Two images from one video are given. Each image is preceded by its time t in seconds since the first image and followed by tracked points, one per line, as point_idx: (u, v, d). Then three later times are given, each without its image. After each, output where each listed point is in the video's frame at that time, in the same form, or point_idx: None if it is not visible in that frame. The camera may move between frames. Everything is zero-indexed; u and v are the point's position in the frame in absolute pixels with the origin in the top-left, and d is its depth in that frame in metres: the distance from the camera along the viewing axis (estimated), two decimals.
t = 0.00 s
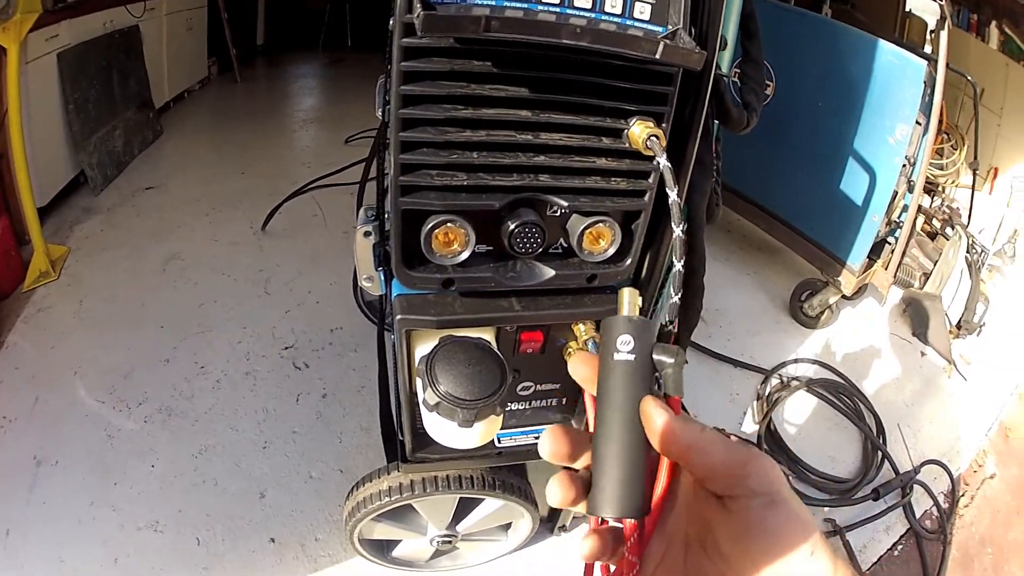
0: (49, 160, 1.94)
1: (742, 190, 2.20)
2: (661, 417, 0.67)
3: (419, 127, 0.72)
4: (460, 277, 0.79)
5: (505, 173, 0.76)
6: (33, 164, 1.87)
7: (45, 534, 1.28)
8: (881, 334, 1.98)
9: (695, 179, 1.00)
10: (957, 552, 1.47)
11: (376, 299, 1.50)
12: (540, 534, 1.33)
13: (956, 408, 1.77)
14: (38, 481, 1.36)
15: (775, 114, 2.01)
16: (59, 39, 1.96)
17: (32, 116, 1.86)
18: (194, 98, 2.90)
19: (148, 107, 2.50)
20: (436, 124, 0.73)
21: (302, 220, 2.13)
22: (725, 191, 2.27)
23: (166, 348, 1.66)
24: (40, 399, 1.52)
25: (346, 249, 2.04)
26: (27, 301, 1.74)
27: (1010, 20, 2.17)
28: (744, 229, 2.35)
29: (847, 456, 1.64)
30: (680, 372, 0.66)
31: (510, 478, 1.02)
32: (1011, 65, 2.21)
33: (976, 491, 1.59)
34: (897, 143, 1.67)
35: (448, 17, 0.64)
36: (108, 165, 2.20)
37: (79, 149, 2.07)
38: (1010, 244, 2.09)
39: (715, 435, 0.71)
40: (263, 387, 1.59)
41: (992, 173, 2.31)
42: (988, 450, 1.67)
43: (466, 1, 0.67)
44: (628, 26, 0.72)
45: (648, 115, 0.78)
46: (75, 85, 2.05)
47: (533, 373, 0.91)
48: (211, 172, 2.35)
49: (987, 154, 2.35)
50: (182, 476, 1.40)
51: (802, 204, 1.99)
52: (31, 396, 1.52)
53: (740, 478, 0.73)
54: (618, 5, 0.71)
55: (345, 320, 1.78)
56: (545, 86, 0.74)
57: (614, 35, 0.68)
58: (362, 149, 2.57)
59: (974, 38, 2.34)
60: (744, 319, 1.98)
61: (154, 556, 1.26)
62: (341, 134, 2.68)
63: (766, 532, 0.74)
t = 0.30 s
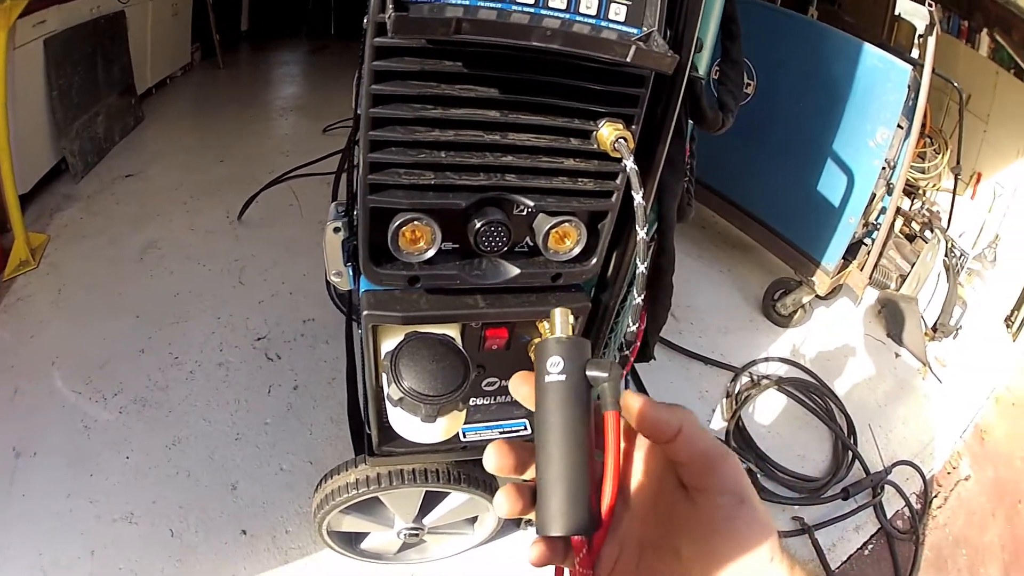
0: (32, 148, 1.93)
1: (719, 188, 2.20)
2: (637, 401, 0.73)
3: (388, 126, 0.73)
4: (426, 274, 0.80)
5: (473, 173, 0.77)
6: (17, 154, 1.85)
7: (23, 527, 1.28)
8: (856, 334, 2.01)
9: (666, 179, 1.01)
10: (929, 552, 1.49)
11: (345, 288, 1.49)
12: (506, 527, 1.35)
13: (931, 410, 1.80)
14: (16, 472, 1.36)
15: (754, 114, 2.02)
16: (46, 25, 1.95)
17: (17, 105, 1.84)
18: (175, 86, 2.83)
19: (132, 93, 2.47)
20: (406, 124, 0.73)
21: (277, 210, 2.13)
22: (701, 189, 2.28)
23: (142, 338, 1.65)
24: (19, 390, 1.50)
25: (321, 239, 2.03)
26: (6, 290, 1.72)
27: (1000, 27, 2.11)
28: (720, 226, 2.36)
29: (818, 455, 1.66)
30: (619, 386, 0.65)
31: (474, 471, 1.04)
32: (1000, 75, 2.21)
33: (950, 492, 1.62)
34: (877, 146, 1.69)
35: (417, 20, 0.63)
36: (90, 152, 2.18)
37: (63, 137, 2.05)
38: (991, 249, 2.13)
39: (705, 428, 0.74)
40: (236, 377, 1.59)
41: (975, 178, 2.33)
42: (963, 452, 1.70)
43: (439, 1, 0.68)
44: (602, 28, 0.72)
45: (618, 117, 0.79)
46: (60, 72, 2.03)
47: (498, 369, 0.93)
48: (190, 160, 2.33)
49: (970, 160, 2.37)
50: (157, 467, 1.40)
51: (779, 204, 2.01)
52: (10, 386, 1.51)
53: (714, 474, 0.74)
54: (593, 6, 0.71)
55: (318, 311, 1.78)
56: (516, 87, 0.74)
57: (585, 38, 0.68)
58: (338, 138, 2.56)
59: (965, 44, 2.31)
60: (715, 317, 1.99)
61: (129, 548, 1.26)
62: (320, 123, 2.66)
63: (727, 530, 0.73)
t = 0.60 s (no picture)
0: (28, 156, 1.94)
1: (710, 191, 2.22)
2: (642, 398, 0.74)
3: (379, 133, 0.74)
4: (418, 278, 0.81)
5: (463, 178, 0.78)
6: (13, 161, 1.86)
7: (22, 532, 1.28)
8: (852, 336, 2.02)
9: (656, 182, 1.02)
10: (929, 550, 1.50)
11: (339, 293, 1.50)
12: (503, 530, 1.36)
13: (927, 409, 1.81)
14: (14, 478, 1.36)
15: (746, 118, 2.03)
16: (42, 32, 1.96)
17: (13, 111, 1.85)
18: (170, 92, 2.86)
19: (127, 100, 2.48)
20: (397, 130, 0.75)
21: (272, 216, 2.14)
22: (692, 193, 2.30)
23: (139, 344, 1.66)
24: (17, 396, 1.51)
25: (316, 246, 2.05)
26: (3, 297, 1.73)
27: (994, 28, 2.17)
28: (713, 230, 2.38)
29: (814, 455, 1.67)
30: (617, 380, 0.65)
31: (471, 474, 1.05)
32: (994, 75, 2.21)
33: (947, 491, 1.63)
34: (869, 148, 1.71)
35: (406, 29, 0.65)
36: (85, 160, 2.19)
37: (59, 143, 2.06)
38: (987, 249, 2.12)
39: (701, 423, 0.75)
40: (232, 383, 1.60)
41: (970, 178, 2.31)
42: (960, 451, 1.72)
43: (429, 10, 0.70)
44: (589, 34, 0.74)
45: (605, 122, 0.80)
46: (56, 79, 2.04)
47: (493, 371, 0.94)
48: (186, 167, 2.34)
49: (964, 159, 2.35)
50: (154, 472, 1.41)
51: (770, 206, 2.03)
52: (8, 392, 1.51)
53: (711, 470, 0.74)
54: (580, 13, 0.73)
55: (313, 317, 1.80)
56: (504, 94, 0.75)
57: (572, 45, 0.69)
58: (333, 145, 2.57)
59: (957, 46, 2.35)
60: (708, 319, 2.01)
61: (128, 552, 1.27)
62: (314, 130, 2.68)
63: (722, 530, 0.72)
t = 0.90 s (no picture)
0: (26, 158, 1.94)
1: (708, 186, 2.22)
2: (636, 399, 0.70)
3: (375, 129, 0.74)
4: (415, 273, 0.82)
5: (459, 173, 0.78)
6: (10, 163, 1.86)
7: (22, 533, 1.28)
8: (850, 331, 2.02)
9: (651, 176, 1.02)
10: (929, 544, 1.50)
11: (338, 291, 1.50)
12: (503, 527, 1.37)
13: (924, 403, 1.81)
14: (15, 480, 1.37)
15: (742, 112, 2.04)
16: (39, 35, 1.96)
17: (11, 113, 1.85)
18: (167, 94, 2.86)
19: (124, 102, 2.48)
20: (392, 126, 0.75)
21: (270, 216, 2.14)
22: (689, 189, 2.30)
23: (138, 345, 1.66)
24: (16, 398, 1.51)
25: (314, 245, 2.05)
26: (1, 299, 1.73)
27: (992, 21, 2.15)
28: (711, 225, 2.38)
29: (813, 450, 1.67)
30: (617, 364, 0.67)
31: (470, 470, 1.05)
32: (990, 69, 2.22)
33: (947, 485, 1.63)
34: (866, 142, 1.71)
35: (399, 26, 0.65)
36: (82, 162, 2.19)
37: (56, 146, 2.06)
38: (983, 244, 2.08)
39: (674, 418, 0.72)
40: (231, 383, 1.60)
41: (967, 172, 2.33)
42: (959, 445, 1.72)
43: (423, 7, 0.70)
44: (582, 29, 0.74)
45: (600, 117, 0.80)
46: (52, 81, 2.04)
47: (490, 367, 0.94)
48: (183, 168, 2.34)
49: (961, 154, 2.36)
50: (154, 472, 1.41)
51: (768, 201, 2.03)
52: (7, 394, 1.51)
53: (690, 466, 0.74)
54: (573, 9, 0.73)
55: (311, 316, 1.80)
56: (499, 89, 0.76)
57: (565, 40, 0.69)
58: (330, 145, 2.58)
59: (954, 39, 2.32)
60: (706, 314, 2.01)
61: (128, 552, 1.27)
62: (310, 130, 2.68)
63: (720, 529, 0.73)
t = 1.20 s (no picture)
0: (26, 153, 1.93)
1: (710, 182, 2.21)
2: (649, 377, 0.69)
3: (379, 121, 0.73)
4: (418, 266, 0.81)
5: (462, 165, 0.78)
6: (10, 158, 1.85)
7: (23, 528, 1.28)
8: (852, 327, 2.02)
9: (655, 170, 1.02)
10: (928, 542, 1.50)
11: (339, 285, 1.50)
12: (504, 520, 1.37)
13: (924, 400, 1.81)
14: (16, 474, 1.36)
15: (745, 108, 2.02)
16: (40, 30, 1.95)
17: (12, 108, 1.84)
18: (168, 87, 2.85)
19: (125, 96, 2.47)
20: (396, 118, 0.74)
21: (271, 210, 2.13)
22: (692, 184, 2.30)
23: (139, 339, 1.66)
24: (18, 392, 1.51)
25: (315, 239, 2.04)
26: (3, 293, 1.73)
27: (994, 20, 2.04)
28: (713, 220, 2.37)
29: (814, 447, 1.67)
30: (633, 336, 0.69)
31: (472, 464, 1.05)
32: (994, 68, 2.10)
33: (947, 483, 1.63)
34: (870, 139, 1.71)
35: (403, 17, 0.64)
36: (83, 156, 2.19)
37: (58, 140, 2.05)
38: (986, 242, 2.08)
39: (683, 400, 0.71)
40: (233, 376, 1.60)
41: (969, 171, 2.21)
42: (960, 443, 1.71)
43: None
44: (587, 22, 0.73)
45: (605, 109, 0.80)
46: (53, 76, 2.03)
47: (492, 360, 0.94)
48: (185, 162, 2.34)
49: (964, 152, 2.24)
50: (155, 466, 1.41)
51: (770, 197, 2.03)
52: (8, 389, 1.51)
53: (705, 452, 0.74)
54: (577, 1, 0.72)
55: (313, 309, 1.80)
56: (504, 81, 0.75)
57: (570, 32, 0.69)
58: (331, 138, 2.57)
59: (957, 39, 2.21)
60: (708, 310, 2.01)
61: (129, 546, 1.27)
62: (312, 123, 2.67)
63: (730, 506, 0.76)
